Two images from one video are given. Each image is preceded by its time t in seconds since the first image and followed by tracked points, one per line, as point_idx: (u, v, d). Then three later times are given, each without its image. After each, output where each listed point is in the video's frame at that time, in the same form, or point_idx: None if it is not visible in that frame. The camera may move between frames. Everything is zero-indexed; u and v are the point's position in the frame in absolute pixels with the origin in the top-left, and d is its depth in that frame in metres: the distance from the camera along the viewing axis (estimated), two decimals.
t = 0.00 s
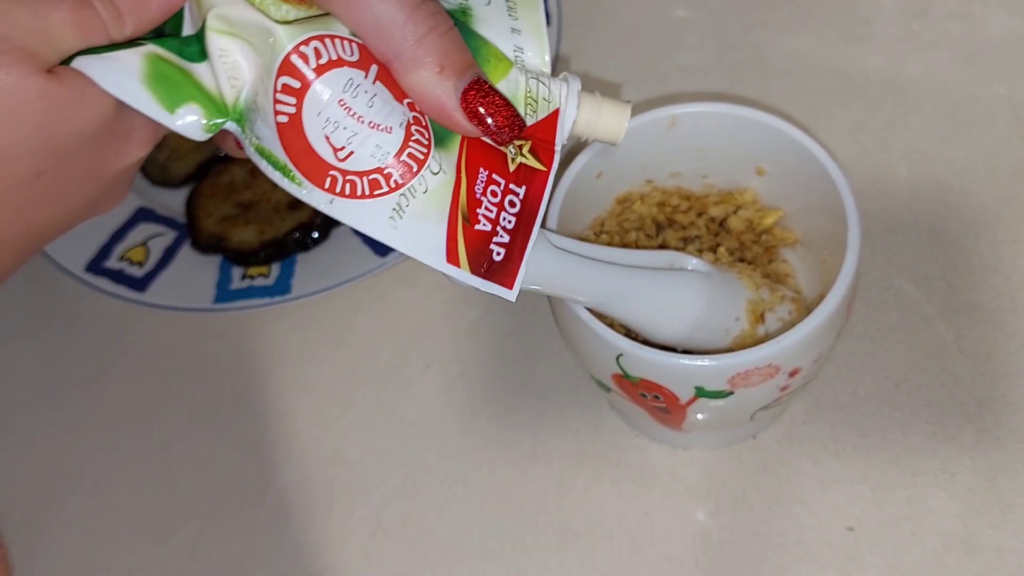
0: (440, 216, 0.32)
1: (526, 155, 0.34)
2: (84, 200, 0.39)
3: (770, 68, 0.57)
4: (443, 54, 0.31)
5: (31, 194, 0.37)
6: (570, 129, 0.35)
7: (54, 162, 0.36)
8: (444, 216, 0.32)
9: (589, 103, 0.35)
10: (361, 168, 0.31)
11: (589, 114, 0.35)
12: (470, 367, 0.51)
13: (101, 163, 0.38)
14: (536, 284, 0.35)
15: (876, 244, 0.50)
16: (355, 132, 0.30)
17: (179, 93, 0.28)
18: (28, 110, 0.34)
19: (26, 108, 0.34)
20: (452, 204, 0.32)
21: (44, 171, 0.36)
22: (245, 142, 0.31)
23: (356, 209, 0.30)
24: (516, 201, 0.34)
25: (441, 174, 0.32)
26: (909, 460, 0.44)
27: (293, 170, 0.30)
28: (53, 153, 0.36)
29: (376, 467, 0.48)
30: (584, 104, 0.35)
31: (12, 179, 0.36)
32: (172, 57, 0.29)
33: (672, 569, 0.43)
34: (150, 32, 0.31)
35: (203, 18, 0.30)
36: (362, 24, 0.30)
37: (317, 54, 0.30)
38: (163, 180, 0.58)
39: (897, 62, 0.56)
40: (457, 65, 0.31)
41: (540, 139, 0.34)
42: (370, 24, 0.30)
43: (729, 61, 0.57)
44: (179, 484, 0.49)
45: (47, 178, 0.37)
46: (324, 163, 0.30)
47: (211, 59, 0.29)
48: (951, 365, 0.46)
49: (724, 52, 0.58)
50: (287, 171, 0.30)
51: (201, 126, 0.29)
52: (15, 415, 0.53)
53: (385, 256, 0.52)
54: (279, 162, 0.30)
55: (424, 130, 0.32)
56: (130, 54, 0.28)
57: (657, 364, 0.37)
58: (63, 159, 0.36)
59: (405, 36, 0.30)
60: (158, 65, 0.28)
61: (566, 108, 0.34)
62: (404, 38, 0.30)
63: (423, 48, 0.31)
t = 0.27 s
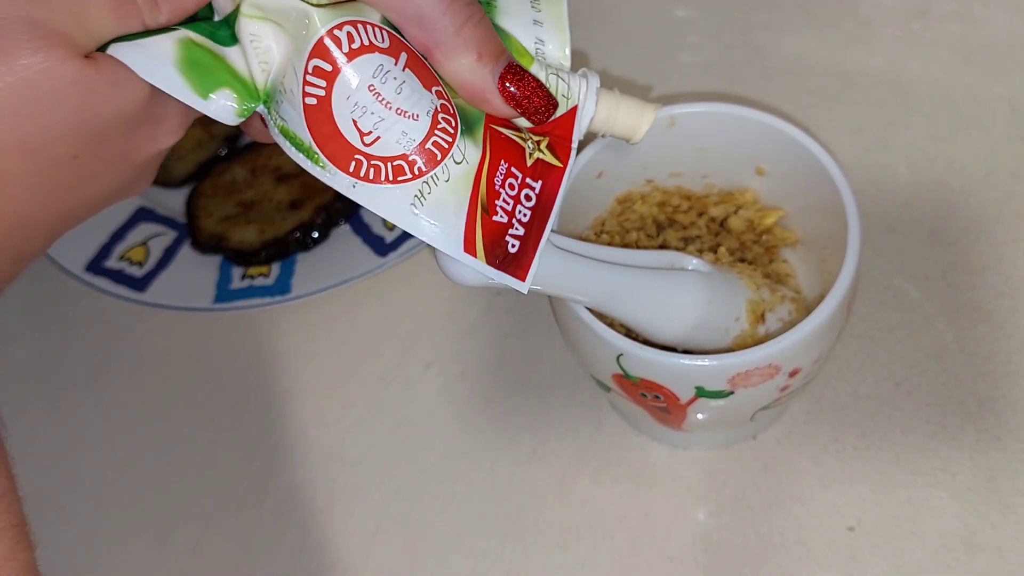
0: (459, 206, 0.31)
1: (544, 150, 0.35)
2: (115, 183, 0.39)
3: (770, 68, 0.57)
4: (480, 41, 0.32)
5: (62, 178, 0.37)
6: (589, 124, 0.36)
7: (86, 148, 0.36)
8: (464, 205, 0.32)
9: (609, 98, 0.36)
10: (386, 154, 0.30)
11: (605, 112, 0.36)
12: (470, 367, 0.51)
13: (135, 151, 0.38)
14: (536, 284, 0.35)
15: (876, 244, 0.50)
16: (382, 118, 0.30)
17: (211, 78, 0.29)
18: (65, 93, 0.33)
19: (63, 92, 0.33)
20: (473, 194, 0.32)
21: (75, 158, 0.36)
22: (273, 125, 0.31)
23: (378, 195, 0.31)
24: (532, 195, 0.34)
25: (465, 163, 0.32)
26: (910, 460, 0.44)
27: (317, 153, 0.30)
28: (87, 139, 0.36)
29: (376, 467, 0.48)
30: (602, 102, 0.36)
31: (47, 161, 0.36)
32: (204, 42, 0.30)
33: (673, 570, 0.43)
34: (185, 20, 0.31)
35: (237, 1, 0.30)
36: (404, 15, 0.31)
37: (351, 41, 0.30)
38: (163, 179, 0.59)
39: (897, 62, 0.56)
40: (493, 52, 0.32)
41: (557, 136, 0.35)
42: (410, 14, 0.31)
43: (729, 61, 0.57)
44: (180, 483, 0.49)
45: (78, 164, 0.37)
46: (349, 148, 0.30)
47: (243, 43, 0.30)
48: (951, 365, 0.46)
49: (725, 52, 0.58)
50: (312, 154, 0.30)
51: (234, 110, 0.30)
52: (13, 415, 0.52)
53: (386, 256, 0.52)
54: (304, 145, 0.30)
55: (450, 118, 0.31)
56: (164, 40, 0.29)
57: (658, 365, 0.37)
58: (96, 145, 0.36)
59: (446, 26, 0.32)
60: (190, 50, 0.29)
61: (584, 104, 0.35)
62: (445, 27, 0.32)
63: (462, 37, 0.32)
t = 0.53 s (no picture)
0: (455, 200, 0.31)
1: (541, 154, 0.35)
2: (118, 179, 0.40)
3: (770, 68, 0.57)
4: (491, 39, 0.33)
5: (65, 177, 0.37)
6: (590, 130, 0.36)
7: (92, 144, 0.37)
8: (461, 201, 0.32)
9: (611, 105, 0.36)
10: (385, 143, 0.30)
11: (609, 116, 0.36)
12: (469, 367, 0.51)
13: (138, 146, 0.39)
14: (536, 284, 0.35)
15: (876, 244, 0.50)
16: (384, 107, 0.30)
17: (216, 72, 0.29)
18: (71, 91, 0.33)
19: (70, 91, 0.33)
20: (470, 191, 0.32)
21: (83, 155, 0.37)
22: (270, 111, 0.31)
23: (375, 183, 0.30)
24: (528, 198, 0.34)
25: (464, 158, 0.32)
26: (910, 460, 0.44)
27: (315, 139, 0.30)
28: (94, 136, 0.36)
29: (375, 467, 0.48)
30: (606, 105, 0.36)
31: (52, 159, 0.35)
32: (211, 35, 0.30)
33: (673, 571, 0.43)
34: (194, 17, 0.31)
35: None
36: (419, 13, 0.32)
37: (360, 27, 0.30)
38: (163, 178, 0.59)
39: (897, 62, 0.56)
40: (503, 48, 0.34)
41: (555, 142, 0.36)
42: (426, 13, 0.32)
43: (728, 61, 0.57)
44: (179, 483, 0.49)
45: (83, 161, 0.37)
46: (348, 135, 0.30)
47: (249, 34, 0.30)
48: (952, 365, 0.46)
49: (724, 52, 0.58)
50: (310, 140, 0.30)
51: (240, 104, 0.30)
52: (12, 415, 0.52)
53: (385, 256, 0.52)
54: (302, 131, 0.30)
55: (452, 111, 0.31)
56: (170, 34, 0.30)
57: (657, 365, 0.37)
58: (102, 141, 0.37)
59: (459, 25, 0.33)
60: (196, 44, 0.29)
61: (586, 110, 0.35)
62: (458, 25, 0.33)
63: (475, 34, 0.33)
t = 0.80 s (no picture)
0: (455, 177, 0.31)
1: (537, 139, 0.35)
2: (124, 171, 0.40)
3: (769, 68, 0.57)
4: (495, 22, 0.35)
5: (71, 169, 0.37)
6: (589, 116, 0.36)
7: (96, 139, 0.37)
8: (461, 177, 0.31)
9: (610, 89, 0.37)
10: (385, 113, 0.30)
11: (607, 102, 0.37)
12: (469, 367, 0.51)
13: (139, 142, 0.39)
14: (536, 284, 0.35)
15: (875, 244, 0.50)
16: (386, 76, 0.30)
17: (222, 56, 0.30)
18: (76, 83, 0.34)
19: (75, 82, 0.34)
20: (470, 166, 0.32)
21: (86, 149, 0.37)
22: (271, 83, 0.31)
23: (374, 155, 0.30)
24: (526, 180, 0.34)
25: (464, 135, 0.31)
26: (910, 460, 0.44)
27: (315, 108, 0.30)
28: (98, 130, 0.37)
29: (376, 467, 0.48)
30: (604, 91, 0.37)
31: (56, 150, 0.36)
32: (212, 16, 0.31)
33: (673, 570, 0.43)
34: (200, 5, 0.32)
35: None
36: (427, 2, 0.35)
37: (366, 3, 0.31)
38: (163, 179, 0.59)
39: (897, 61, 0.56)
40: (506, 29, 0.35)
41: (552, 129, 0.36)
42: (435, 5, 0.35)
43: (728, 60, 0.57)
44: (179, 482, 0.49)
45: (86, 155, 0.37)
46: (349, 104, 0.30)
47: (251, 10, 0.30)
48: (951, 365, 0.46)
49: (724, 51, 0.58)
50: (309, 110, 0.30)
51: (249, 83, 0.31)
52: (12, 414, 0.53)
53: (386, 256, 0.52)
54: (302, 100, 0.30)
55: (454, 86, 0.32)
56: (171, 22, 0.31)
57: (657, 364, 0.37)
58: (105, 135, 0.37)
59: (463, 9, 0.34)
60: (199, 28, 0.30)
61: (583, 97, 0.36)
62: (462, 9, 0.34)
63: (478, 17, 0.34)
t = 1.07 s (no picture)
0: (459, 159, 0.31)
1: (536, 131, 0.35)
2: (138, 169, 0.38)
3: (769, 68, 0.57)
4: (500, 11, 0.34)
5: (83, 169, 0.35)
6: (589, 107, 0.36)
7: (110, 135, 0.35)
8: (463, 161, 0.31)
9: (611, 82, 0.37)
10: (392, 90, 0.30)
11: (611, 93, 0.37)
12: (470, 366, 0.51)
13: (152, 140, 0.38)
14: (535, 283, 0.35)
15: (875, 244, 0.50)
16: (396, 54, 0.30)
17: (235, 41, 0.30)
18: (89, 78, 0.32)
19: (89, 78, 0.32)
20: (473, 149, 0.31)
21: (100, 145, 0.35)
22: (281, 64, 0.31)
23: (380, 132, 0.30)
24: (525, 169, 0.33)
25: (469, 118, 0.31)
26: (910, 460, 0.44)
27: (321, 82, 0.30)
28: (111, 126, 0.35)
29: (376, 467, 0.48)
30: (605, 84, 0.36)
31: (68, 147, 0.34)
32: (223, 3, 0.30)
33: (673, 570, 0.43)
34: None
35: None
36: None
37: None
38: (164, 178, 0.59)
39: (897, 61, 0.56)
40: (511, 20, 0.34)
41: (551, 123, 0.35)
42: None
43: (728, 60, 0.57)
44: (180, 483, 0.49)
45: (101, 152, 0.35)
46: (357, 80, 0.30)
47: None
48: (952, 365, 0.46)
49: (724, 52, 0.58)
50: (315, 83, 0.30)
51: (263, 66, 0.30)
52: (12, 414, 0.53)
53: (385, 256, 0.52)
54: (307, 73, 0.30)
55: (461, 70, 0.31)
56: (181, 12, 0.30)
57: (657, 364, 0.37)
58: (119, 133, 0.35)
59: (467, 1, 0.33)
60: (210, 15, 0.30)
61: (584, 89, 0.35)
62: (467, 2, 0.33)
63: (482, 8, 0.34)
